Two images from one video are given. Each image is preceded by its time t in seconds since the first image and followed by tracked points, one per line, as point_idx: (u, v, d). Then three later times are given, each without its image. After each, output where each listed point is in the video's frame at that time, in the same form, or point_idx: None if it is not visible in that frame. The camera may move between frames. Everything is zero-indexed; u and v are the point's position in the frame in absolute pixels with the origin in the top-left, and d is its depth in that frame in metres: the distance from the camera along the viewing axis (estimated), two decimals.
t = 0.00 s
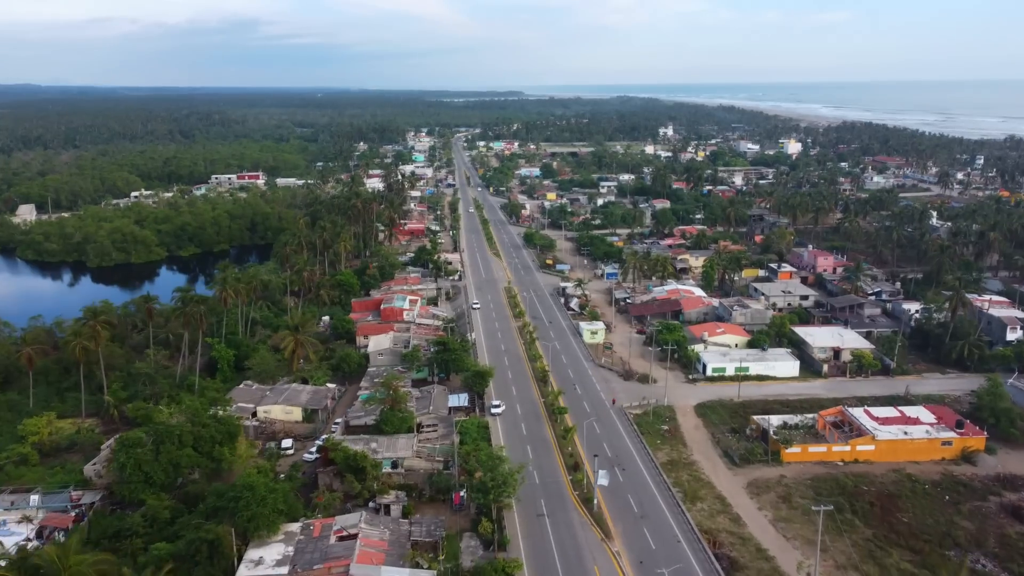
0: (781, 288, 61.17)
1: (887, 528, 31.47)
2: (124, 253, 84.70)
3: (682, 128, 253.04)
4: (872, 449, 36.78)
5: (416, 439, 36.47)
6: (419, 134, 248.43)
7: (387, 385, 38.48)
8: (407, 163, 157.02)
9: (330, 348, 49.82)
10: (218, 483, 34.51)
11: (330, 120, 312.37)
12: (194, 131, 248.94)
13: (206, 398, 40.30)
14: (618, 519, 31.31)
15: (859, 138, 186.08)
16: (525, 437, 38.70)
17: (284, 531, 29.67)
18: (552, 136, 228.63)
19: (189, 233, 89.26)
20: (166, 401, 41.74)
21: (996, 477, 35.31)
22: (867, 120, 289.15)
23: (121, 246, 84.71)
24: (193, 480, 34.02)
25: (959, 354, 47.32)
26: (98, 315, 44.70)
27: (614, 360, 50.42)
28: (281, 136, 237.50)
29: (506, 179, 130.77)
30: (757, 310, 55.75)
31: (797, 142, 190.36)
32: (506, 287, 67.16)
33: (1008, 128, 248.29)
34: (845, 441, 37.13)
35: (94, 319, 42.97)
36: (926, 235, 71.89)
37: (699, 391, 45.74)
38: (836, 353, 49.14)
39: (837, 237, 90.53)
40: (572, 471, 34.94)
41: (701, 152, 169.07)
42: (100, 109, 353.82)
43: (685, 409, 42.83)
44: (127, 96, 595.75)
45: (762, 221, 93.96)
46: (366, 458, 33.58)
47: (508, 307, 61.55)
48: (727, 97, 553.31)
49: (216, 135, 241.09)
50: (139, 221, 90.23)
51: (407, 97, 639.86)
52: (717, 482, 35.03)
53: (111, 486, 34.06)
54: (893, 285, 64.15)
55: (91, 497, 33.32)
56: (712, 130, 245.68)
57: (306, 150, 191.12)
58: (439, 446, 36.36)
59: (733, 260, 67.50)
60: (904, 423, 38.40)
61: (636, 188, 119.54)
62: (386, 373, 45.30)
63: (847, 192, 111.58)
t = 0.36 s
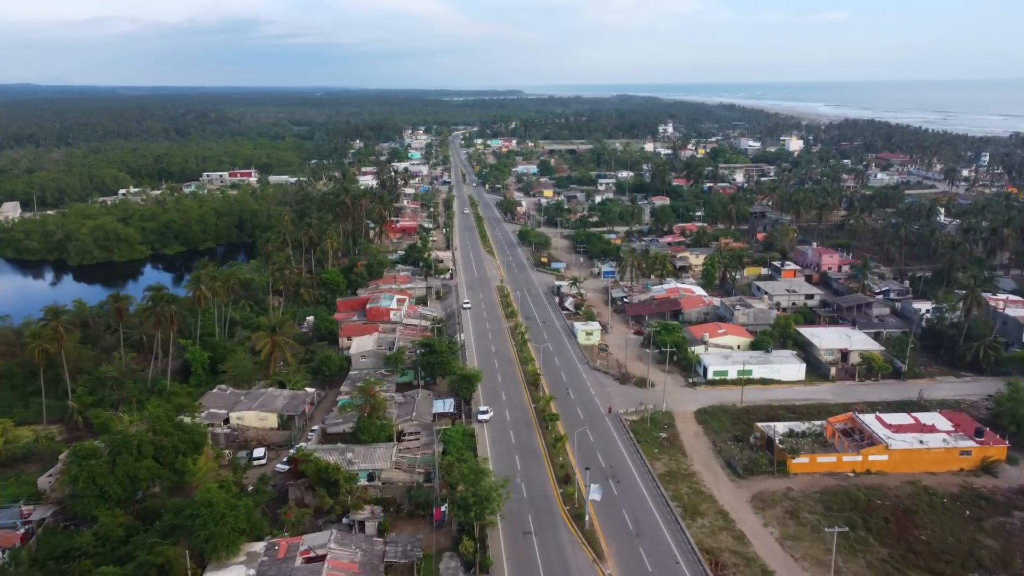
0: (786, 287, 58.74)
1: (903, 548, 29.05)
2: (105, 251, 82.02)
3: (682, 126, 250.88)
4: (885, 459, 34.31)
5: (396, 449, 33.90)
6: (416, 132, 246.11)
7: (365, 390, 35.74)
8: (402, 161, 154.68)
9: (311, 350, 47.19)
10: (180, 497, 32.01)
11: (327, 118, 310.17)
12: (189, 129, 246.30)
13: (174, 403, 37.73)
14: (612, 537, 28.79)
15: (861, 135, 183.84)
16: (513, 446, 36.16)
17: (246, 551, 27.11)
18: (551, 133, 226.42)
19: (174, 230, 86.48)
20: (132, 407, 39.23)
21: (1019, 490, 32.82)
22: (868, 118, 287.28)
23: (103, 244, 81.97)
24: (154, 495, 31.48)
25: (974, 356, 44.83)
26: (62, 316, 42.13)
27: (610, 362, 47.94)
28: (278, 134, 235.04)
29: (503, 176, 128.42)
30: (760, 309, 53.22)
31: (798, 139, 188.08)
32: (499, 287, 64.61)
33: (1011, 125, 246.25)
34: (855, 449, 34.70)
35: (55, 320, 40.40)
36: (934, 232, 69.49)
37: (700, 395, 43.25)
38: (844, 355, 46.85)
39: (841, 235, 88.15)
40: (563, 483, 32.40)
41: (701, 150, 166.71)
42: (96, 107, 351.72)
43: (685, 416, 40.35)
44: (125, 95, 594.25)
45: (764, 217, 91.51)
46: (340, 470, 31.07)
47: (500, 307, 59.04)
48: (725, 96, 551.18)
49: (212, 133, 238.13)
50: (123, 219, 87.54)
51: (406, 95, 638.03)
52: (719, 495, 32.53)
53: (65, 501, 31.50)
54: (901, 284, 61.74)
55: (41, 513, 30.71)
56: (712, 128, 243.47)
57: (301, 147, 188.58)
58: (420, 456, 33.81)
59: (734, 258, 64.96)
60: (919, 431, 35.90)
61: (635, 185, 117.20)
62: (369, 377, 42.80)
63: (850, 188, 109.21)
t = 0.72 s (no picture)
0: (789, 286, 56.42)
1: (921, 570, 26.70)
2: (87, 250, 78.83)
3: (682, 124, 248.83)
4: (899, 470, 31.96)
5: (373, 460, 31.53)
6: (413, 130, 243.90)
7: (339, 396, 33.16)
8: (398, 158, 152.50)
9: (290, 352, 44.63)
10: (137, 514, 29.60)
11: (324, 117, 308.29)
12: (184, 127, 243.47)
13: (138, 410, 35.32)
14: (603, 559, 26.33)
15: (864, 132, 181.72)
16: (499, 457, 33.70)
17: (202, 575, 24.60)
18: (549, 131, 224.27)
19: (159, 228, 83.42)
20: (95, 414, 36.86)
21: None
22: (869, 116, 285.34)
23: (85, 242, 78.71)
24: (108, 511, 29.11)
25: (990, 359, 42.52)
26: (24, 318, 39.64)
27: (605, 365, 45.58)
28: (274, 132, 232.39)
29: (499, 173, 126.20)
30: (763, 309, 50.87)
31: (800, 137, 185.88)
32: (491, 287, 62.24)
33: (1013, 124, 244.44)
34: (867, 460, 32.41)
35: (14, 321, 37.86)
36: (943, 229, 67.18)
37: (700, 401, 40.87)
38: (852, 358, 44.52)
39: (845, 233, 85.94)
40: (552, 498, 30.00)
41: (702, 147, 164.49)
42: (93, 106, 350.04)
43: (684, 423, 38.00)
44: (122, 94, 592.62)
45: (766, 215, 89.22)
46: (309, 485, 28.65)
47: (491, 308, 56.67)
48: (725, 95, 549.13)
49: (207, 131, 234.95)
50: (106, 217, 84.58)
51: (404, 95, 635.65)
52: (721, 511, 30.12)
53: (12, 518, 29.06)
54: (909, 283, 59.43)
55: None
56: (713, 126, 241.35)
57: (296, 146, 186.16)
58: (398, 468, 31.41)
59: (735, 256, 62.45)
60: (935, 440, 33.55)
61: (634, 182, 114.95)
62: (349, 382, 40.43)
63: (854, 185, 106.92)
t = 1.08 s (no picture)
0: (794, 286, 54.01)
1: None
2: (66, 248, 73.85)
3: (681, 122, 246.74)
4: (916, 485, 29.55)
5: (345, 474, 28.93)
6: (410, 128, 241.20)
7: (309, 404, 30.56)
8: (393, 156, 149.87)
9: (266, 355, 41.89)
10: (86, 534, 26.95)
11: (319, 115, 305.43)
12: (177, 125, 239.76)
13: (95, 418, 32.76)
14: None
15: (866, 130, 179.55)
16: (483, 470, 31.20)
17: None
18: (547, 129, 221.75)
19: (143, 227, 79.18)
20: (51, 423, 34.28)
21: None
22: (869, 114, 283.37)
23: (65, 241, 74.05)
24: (53, 530, 26.53)
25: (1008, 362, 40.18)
26: None
27: (600, 369, 43.13)
28: (269, 130, 229.04)
29: (495, 170, 123.78)
30: (767, 309, 48.36)
31: (801, 134, 183.62)
32: (481, 286, 59.68)
33: (1014, 121, 242.78)
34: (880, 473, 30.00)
35: None
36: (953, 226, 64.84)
37: (699, 408, 38.41)
38: (861, 361, 42.14)
39: (849, 231, 83.57)
40: (538, 517, 27.51)
41: (702, 144, 162.08)
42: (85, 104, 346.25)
43: (682, 432, 35.53)
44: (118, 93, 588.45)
45: (768, 212, 86.79)
46: (271, 503, 25.95)
47: (481, 308, 54.12)
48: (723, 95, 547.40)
49: (202, 130, 230.01)
50: (87, 214, 80.13)
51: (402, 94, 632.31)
52: (722, 530, 27.64)
53: None
54: (918, 282, 57.11)
55: None
56: (713, 124, 239.25)
57: (290, 143, 183.22)
58: (372, 482, 28.83)
59: (737, 254, 59.58)
60: (953, 451, 31.15)
61: (632, 179, 112.47)
62: (326, 388, 37.91)
63: (857, 182, 104.67)
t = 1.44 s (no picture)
0: (802, 285, 51.61)
1: None
2: (50, 246, 71.07)
3: (685, 120, 244.57)
4: (939, 502, 27.14)
5: (318, 490, 26.37)
6: (411, 126, 239.10)
7: (277, 414, 27.84)
8: (392, 154, 147.66)
9: (243, 358, 39.58)
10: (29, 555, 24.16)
11: (320, 114, 303.52)
12: (177, 123, 237.68)
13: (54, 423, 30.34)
14: None
15: (872, 127, 177.05)
16: (468, 485, 28.76)
17: None
18: (549, 127, 219.46)
19: (130, 224, 76.23)
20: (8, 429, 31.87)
21: None
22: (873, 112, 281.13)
23: (49, 238, 71.39)
24: None
25: None
26: None
27: (597, 373, 40.75)
28: (269, 128, 226.82)
29: (495, 167, 121.66)
30: (775, 310, 45.90)
31: (806, 132, 181.14)
32: (476, 286, 57.31)
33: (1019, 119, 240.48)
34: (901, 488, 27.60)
35: None
36: (967, 224, 62.45)
37: (703, 416, 35.96)
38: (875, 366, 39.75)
39: (858, 229, 81.19)
40: (526, 538, 25.07)
41: (706, 141, 159.63)
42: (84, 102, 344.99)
43: (685, 444, 33.10)
44: (119, 92, 587.83)
45: (774, 209, 84.43)
46: (231, 524, 23.26)
47: (475, 309, 51.75)
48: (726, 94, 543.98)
49: (202, 128, 228.24)
50: (74, 211, 77.62)
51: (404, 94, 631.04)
52: (728, 553, 25.20)
53: None
54: (932, 282, 54.72)
55: None
56: (716, 122, 237.03)
57: (289, 141, 181.05)
58: (346, 498, 26.31)
59: (743, 253, 57.34)
60: (979, 465, 28.75)
61: (634, 177, 110.05)
62: (306, 394, 35.55)
63: (865, 179, 102.27)
